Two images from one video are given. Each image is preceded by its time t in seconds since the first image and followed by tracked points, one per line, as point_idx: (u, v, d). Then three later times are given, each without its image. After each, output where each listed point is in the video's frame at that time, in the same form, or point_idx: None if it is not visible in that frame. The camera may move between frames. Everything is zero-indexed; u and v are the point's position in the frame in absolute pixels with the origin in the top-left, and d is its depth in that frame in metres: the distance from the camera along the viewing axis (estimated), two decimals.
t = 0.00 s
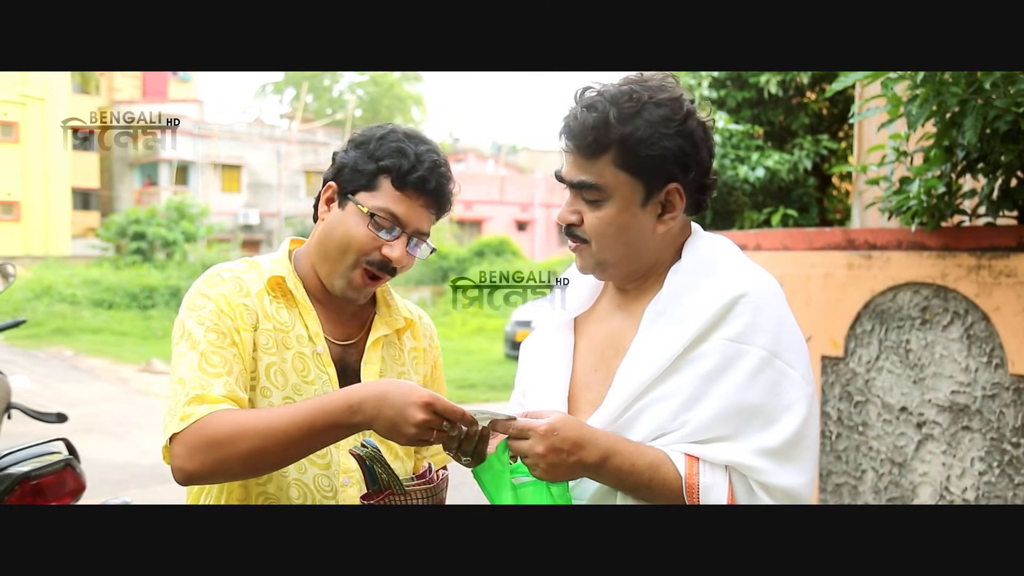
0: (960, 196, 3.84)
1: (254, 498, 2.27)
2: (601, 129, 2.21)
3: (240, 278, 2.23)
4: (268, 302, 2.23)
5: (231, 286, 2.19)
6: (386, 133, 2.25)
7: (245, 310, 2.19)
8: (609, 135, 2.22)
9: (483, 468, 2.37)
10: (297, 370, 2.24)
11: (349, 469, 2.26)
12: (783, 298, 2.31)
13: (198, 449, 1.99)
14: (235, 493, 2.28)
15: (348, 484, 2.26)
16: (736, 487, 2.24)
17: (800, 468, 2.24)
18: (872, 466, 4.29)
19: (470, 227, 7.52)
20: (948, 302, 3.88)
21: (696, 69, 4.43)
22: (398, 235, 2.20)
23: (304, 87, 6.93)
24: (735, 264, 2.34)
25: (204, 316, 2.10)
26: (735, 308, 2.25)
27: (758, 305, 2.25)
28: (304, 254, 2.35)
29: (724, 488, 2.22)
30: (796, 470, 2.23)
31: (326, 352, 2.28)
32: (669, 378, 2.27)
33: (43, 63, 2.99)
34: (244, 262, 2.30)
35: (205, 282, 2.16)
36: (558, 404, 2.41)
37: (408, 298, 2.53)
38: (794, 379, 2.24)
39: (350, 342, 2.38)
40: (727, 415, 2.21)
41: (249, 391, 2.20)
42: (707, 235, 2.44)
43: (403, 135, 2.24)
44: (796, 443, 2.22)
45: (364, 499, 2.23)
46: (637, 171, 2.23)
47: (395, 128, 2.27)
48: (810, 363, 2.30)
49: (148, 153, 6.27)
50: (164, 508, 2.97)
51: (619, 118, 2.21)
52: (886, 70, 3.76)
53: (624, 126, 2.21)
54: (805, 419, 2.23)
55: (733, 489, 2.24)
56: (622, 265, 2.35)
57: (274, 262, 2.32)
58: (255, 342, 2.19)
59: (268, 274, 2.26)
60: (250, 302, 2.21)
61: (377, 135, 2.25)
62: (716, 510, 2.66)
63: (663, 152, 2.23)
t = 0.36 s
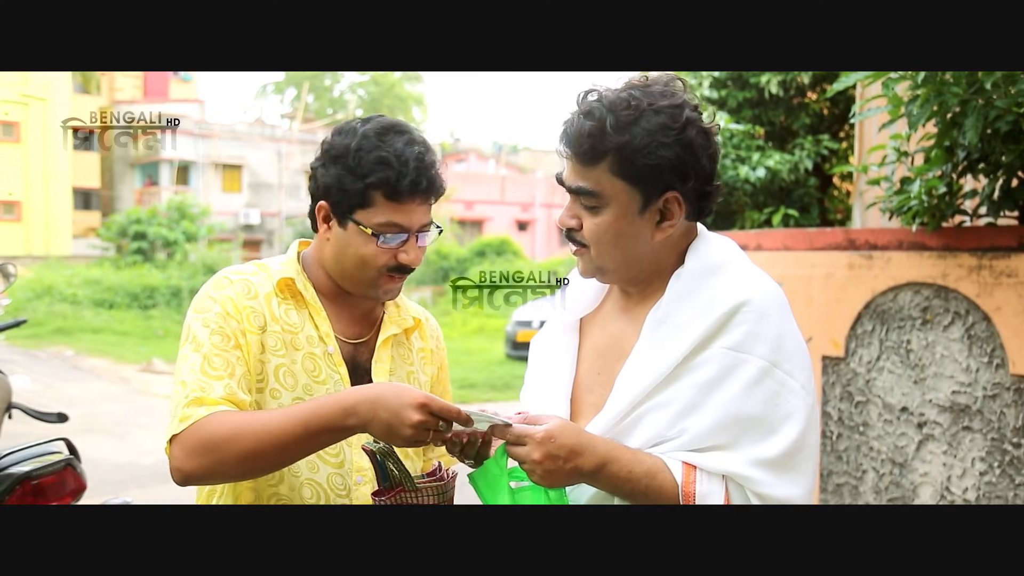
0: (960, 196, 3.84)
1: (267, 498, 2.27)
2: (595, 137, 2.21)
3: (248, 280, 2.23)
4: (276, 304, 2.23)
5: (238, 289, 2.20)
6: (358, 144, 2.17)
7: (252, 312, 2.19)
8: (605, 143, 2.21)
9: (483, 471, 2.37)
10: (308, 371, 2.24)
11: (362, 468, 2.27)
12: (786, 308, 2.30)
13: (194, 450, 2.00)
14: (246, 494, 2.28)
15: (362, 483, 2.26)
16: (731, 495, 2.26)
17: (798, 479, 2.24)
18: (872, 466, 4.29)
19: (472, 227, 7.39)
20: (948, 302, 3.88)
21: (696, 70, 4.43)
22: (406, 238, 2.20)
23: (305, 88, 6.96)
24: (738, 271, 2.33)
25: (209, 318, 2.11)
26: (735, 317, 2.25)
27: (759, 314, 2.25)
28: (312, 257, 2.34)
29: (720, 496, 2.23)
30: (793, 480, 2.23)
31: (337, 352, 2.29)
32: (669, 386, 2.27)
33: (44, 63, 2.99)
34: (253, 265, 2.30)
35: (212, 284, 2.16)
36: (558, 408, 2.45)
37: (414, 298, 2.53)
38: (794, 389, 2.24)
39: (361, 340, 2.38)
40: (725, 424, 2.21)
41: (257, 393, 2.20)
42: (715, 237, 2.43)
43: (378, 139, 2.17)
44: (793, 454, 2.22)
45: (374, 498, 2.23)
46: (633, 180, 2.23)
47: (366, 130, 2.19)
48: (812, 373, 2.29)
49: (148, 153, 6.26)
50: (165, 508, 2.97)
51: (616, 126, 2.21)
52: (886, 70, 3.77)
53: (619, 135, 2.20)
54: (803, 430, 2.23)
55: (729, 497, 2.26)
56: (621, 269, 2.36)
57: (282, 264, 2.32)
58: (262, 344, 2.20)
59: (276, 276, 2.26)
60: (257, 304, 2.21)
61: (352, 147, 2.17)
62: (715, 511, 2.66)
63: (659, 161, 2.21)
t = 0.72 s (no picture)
0: (961, 196, 3.85)
1: (267, 500, 2.28)
2: (604, 131, 2.22)
3: (252, 280, 2.23)
4: (278, 304, 2.24)
5: (241, 289, 2.21)
6: (330, 149, 2.17)
7: (254, 312, 2.20)
8: (613, 136, 2.22)
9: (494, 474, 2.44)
10: (310, 371, 2.25)
11: (362, 468, 2.28)
12: (793, 305, 2.30)
13: (183, 448, 2.01)
14: (247, 495, 2.28)
15: (361, 483, 2.27)
16: (740, 495, 2.26)
17: (806, 477, 2.25)
18: (873, 466, 4.28)
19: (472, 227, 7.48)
20: (949, 302, 3.88)
21: (697, 69, 4.43)
22: (382, 243, 2.18)
23: (306, 88, 6.97)
24: (745, 269, 2.33)
25: (209, 317, 2.12)
26: (741, 316, 2.25)
27: (765, 313, 2.25)
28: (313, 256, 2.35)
29: (728, 495, 2.24)
30: (801, 478, 2.24)
31: (339, 353, 2.29)
32: (675, 385, 2.28)
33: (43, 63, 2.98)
34: (258, 264, 2.31)
35: (216, 283, 2.17)
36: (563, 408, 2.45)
37: (420, 298, 2.50)
38: (801, 387, 2.24)
39: (365, 342, 2.39)
40: (732, 423, 2.21)
41: (257, 393, 2.21)
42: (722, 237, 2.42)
43: (348, 143, 2.16)
44: (801, 452, 2.22)
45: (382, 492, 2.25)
46: (643, 174, 2.24)
47: (341, 133, 2.19)
48: (819, 371, 2.29)
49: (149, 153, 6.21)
50: (164, 508, 2.97)
51: (624, 119, 2.22)
52: (887, 70, 3.77)
53: (627, 127, 2.21)
54: (811, 428, 2.23)
55: (737, 497, 2.26)
56: (631, 265, 2.34)
57: (287, 265, 2.32)
58: (262, 343, 2.21)
59: (280, 276, 2.27)
60: (259, 304, 2.22)
61: (325, 154, 2.17)
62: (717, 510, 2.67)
63: (668, 153, 2.23)
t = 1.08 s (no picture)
0: (961, 196, 3.86)
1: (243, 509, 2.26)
2: (617, 107, 2.28)
3: (211, 285, 2.21)
4: (240, 308, 2.22)
5: (200, 294, 2.17)
6: (313, 137, 2.18)
7: (215, 318, 2.17)
8: (625, 113, 2.28)
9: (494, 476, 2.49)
10: (279, 375, 2.24)
11: (341, 471, 2.27)
12: (790, 298, 2.31)
13: (151, 466, 1.99)
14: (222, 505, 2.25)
15: (342, 487, 2.27)
16: (744, 486, 2.25)
17: (809, 467, 2.25)
18: (873, 466, 4.28)
19: (472, 227, 7.42)
20: (950, 302, 3.88)
21: (698, 70, 4.43)
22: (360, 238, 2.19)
23: (306, 88, 7.00)
24: (742, 263, 2.34)
25: (168, 327, 2.09)
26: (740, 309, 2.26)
27: (764, 306, 2.25)
28: (275, 256, 2.33)
29: (732, 487, 2.22)
30: (804, 468, 2.24)
31: (307, 355, 2.29)
32: (676, 379, 2.27)
33: (42, 62, 2.98)
34: (214, 268, 2.28)
35: (172, 290, 2.14)
36: (566, 407, 2.46)
37: (381, 294, 2.53)
38: (802, 378, 2.24)
39: (331, 340, 2.39)
40: (735, 415, 2.21)
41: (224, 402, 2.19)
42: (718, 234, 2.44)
43: (332, 133, 2.17)
44: (804, 442, 2.23)
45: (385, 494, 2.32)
46: (652, 153, 2.29)
47: (323, 124, 2.20)
48: (819, 362, 2.30)
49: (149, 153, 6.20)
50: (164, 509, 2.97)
51: (636, 98, 2.29)
52: (887, 70, 3.76)
53: (640, 105, 2.27)
54: (814, 417, 2.23)
55: (742, 489, 2.25)
56: (634, 249, 2.36)
57: (247, 265, 2.31)
58: (226, 350, 2.18)
59: (241, 279, 2.25)
60: (220, 310, 2.19)
61: (308, 141, 2.18)
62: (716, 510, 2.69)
63: (677, 134, 2.28)
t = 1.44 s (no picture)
0: (962, 196, 3.86)
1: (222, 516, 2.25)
2: (609, 98, 2.37)
3: (181, 287, 2.18)
4: (213, 310, 2.19)
5: (170, 297, 2.14)
6: (289, 135, 2.16)
7: (187, 321, 2.14)
8: (617, 104, 2.37)
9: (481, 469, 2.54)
10: (254, 377, 2.22)
11: (321, 473, 2.27)
12: (768, 288, 2.36)
13: (123, 475, 1.97)
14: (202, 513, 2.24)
15: (322, 489, 2.26)
16: (731, 471, 2.28)
17: (796, 448, 2.29)
18: (874, 466, 4.27)
19: (473, 228, 7.43)
20: (950, 302, 3.89)
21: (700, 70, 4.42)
22: (338, 238, 2.18)
23: (306, 88, 7.03)
24: (719, 253, 2.40)
25: (139, 331, 2.06)
26: (719, 300, 2.31)
27: (742, 295, 2.31)
28: (246, 257, 2.32)
29: (720, 472, 2.26)
30: (791, 450, 2.28)
31: (283, 356, 2.27)
32: (660, 369, 2.32)
33: (41, 62, 2.98)
34: (184, 270, 2.25)
35: (141, 293, 2.10)
36: (554, 400, 2.49)
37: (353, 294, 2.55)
38: (783, 363, 2.29)
39: (306, 340, 2.37)
40: (720, 402, 2.26)
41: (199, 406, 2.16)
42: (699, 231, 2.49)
43: (309, 131, 2.16)
44: (789, 425, 2.27)
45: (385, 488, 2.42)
46: (640, 143, 2.36)
47: (300, 122, 2.19)
48: (800, 348, 2.35)
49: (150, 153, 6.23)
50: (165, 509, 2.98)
51: (628, 91, 2.37)
52: (887, 70, 3.76)
53: (631, 97, 2.37)
54: (797, 400, 2.28)
55: (730, 473, 2.28)
56: (618, 238, 2.40)
57: (218, 266, 2.29)
58: (199, 354, 2.15)
59: (213, 280, 2.22)
60: (191, 312, 2.16)
61: (283, 140, 2.17)
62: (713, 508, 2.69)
63: (664, 126, 2.38)
